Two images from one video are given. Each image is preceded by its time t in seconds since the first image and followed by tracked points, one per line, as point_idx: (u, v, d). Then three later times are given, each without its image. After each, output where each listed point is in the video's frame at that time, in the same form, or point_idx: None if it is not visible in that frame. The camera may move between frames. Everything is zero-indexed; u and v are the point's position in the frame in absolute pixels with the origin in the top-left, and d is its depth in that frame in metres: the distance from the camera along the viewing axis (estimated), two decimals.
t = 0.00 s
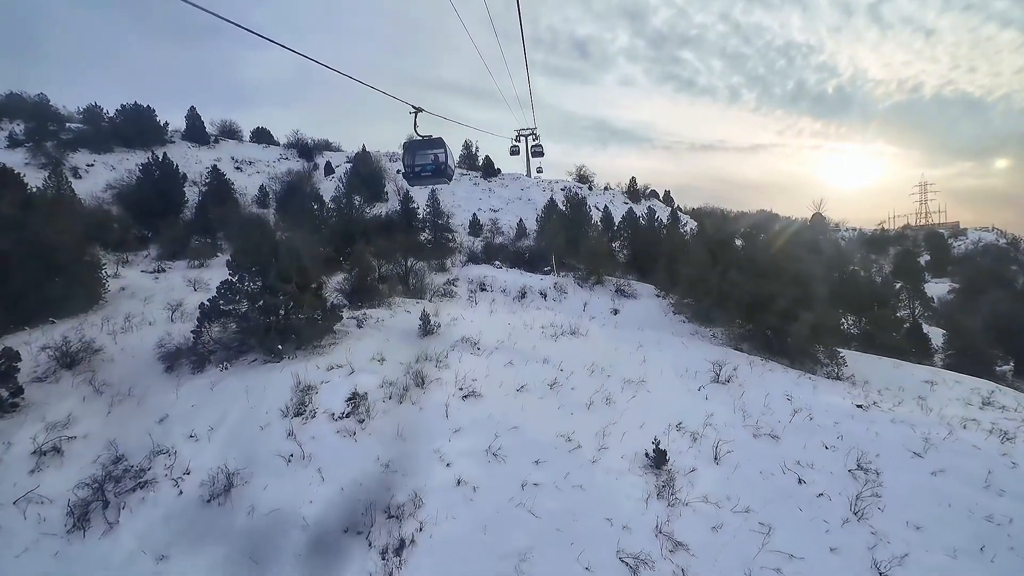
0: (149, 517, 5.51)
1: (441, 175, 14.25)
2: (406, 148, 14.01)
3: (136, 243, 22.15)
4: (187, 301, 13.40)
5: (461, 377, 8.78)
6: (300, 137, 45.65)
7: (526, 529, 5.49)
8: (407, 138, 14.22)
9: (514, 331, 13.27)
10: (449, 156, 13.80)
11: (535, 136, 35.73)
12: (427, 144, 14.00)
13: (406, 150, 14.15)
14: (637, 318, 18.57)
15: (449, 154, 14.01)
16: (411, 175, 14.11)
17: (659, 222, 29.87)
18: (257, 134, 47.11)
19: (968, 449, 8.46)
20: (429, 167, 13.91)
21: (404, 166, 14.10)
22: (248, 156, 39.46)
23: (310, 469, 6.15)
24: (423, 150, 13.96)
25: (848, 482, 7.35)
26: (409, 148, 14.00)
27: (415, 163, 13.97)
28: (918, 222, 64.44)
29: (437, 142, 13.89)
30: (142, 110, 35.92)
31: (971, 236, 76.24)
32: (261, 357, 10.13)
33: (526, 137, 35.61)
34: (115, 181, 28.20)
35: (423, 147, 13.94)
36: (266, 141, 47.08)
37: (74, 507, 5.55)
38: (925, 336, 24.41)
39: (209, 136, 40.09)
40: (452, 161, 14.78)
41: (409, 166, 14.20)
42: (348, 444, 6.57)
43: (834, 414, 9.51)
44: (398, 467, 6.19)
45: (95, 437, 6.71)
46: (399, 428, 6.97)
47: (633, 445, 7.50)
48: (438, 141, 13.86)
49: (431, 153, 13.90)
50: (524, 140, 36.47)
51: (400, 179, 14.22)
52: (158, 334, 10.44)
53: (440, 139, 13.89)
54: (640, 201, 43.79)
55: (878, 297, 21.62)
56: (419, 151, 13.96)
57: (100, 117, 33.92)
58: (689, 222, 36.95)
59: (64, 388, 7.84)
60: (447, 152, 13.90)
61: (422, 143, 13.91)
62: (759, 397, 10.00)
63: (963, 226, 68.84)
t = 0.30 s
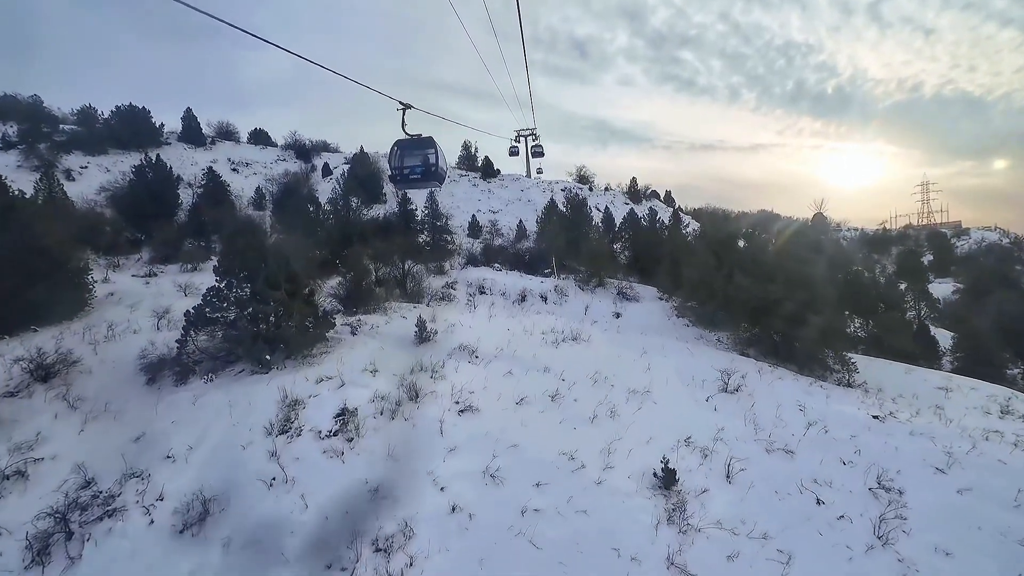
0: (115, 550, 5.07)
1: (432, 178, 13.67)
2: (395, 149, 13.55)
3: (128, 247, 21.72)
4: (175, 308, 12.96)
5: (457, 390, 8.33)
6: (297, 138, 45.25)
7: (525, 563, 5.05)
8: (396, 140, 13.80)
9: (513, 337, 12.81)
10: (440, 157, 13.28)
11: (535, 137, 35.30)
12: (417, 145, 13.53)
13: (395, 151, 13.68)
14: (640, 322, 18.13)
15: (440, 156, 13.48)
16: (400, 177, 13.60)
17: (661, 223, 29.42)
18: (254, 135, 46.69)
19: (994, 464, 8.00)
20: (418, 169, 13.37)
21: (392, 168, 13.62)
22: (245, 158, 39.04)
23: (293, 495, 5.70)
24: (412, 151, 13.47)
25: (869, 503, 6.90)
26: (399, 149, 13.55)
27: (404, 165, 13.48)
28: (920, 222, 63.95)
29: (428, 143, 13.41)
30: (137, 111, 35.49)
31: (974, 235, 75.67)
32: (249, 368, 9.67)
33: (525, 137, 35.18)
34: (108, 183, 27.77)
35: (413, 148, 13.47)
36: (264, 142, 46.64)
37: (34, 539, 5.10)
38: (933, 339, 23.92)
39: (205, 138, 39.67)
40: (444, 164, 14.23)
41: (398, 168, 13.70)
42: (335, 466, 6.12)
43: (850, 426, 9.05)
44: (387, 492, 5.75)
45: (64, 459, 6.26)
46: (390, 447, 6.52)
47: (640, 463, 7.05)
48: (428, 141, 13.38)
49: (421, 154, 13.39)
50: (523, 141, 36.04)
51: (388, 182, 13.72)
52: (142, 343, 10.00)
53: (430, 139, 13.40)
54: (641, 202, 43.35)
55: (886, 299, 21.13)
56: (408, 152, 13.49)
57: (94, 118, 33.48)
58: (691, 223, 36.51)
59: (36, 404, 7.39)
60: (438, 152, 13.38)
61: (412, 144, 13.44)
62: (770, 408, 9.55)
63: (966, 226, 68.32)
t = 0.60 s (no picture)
0: None
1: (419, 179, 13.18)
2: (381, 148, 13.05)
3: (119, 249, 21.27)
4: (161, 312, 12.50)
5: (453, 402, 7.89)
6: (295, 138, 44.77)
7: None
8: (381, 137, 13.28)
9: (512, 343, 12.35)
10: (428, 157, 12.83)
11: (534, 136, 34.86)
12: (404, 144, 13.06)
13: (380, 150, 13.12)
14: (643, 325, 17.68)
15: (427, 156, 13.02)
16: (386, 178, 13.06)
17: (662, 223, 28.97)
18: (251, 134, 46.20)
19: (1021, 481, 7.56)
20: (405, 169, 12.89)
21: (377, 168, 13.07)
22: (241, 157, 38.56)
23: (271, 524, 5.27)
24: (398, 150, 12.97)
25: (892, 525, 6.46)
26: (385, 148, 13.04)
27: (390, 165, 12.95)
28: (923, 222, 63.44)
29: (415, 141, 12.95)
30: (132, 109, 34.99)
31: (977, 235, 75.09)
32: (234, 377, 9.21)
33: (525, 136, 34.75)
34: (101, 184, 27.27)
35: (399, 147, 12.99)
36: (261, 142, 46.16)
37: None
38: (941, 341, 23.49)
39: (201, 137, 39.15)
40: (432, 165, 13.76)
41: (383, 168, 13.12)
42: (319, 490, 5.68)
43: (865, 439, 8.61)
44: (375, 521, 5.34)
45: (27, 482, 5.84)
46: (379, 468, 6.08)
47: (646, 482, 6.62)
48: (416, 140, 12.92)
49: (408, 154, 12.90)
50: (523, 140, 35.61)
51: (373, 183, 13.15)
52: (123, 351, 9.56)
53: (417, 138, 12.95)
54: (642, 202, 42.87)
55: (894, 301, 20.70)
56: (394, 151, 12.98)
57: (88, 117, 32.99)
58: (693, 223, 35.97)
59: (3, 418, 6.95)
60: (427, 153, 12.94)
61: (399, 143, 12.95)
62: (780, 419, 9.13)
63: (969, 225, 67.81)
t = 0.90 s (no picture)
0: None
1: (403, 181, 12.54)
2: (362, 146, 12.39)
3: (110, 249, 20.83)
4: (146, 316, 12.05)
5: (446, 417, 7.44)
6: (293, 136, 44.31)
7: None
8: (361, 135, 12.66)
9: (510, 350, 11.88)
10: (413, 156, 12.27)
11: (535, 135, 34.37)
12: (387, 143, 12.41)
13: (361, 149, 12.45)
14: (644, 330, 17.25)
15: (412, 155, 12.45)
16: (367, 179, 12.43)
17: (664, 225, 28.50)
18: (249, 133, 45.74)
19: None
20: (387, 169, 12.28)
21: (357, 169, 12.43)
22: (237, 156, 38.09)
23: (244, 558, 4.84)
24: (380, 149, 12.37)
25: (916, 554, 6.02)
26: (365, 147, 12.42)
27: (371, 165, 12.33)
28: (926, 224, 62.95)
29: (399, 139, 12.41)
30: (127, 107, 34.53)
31: (980, 237, 74.57)
32: (216, 388, 8.75)
33: (525, 136, 34.25)
34: (93, 182, 26.80)
35: (381, 146, 12.39)
36: (259, 140, 45.70)
37: None
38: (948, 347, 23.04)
39: (197, 136, 38.65)
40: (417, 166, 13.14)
41: (364, 169, 12.44)
42: (298, 517, 5.25)
43: (881, 456, 8.18)
44: (357, 554, 4.89)
45: None
46: (363, 493, 5.63)
47: (652, 506, 6.19)
48: (401, 139, 12.33)
49: (391, 152, 12.29)
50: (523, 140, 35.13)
51: (352, 186, 12.48)
52: (101, 358, 9.11)
53: (401, 136, 12.39)
54: (643, 203, 42.38)
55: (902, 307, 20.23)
56: (375, 151, 12.37)
57: (81, 114, 32.53)
58: (695, 224, 35.52)
59: None
60: (411, 152, 12.38)
61: (381, 141, 12.36)
62: (791, 434, 8.68)
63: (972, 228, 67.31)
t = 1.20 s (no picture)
0: None
1: (382, 184, 12.24)
2: (340, 144, 11.88)
3: (99, 248, 20.35)
4: (128, 320, 11.57)
5: (438, 434, 6.99)
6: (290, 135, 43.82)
7: None
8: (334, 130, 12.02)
9: (507, 357, 11.42)
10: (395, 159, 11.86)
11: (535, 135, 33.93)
12: (366, 141, 11.89)
13: (338, 147, 11.94)
14: (646, 335, 16.82)
15: (392, 156, 12.05)
16: (344, 181, 12.08)
17: (665, 227, 28.07)
18: (246, 131, 45.25)
19: None
20: (364, 172, 11.95)
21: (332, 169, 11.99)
22: (233, 154, 37.59)
23: None
24: (357, 148, 11.90)
25: None
26: (340, 145, 11.90)
27: (347, 166, 11.94)
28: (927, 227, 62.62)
29: (378, 135, 11.85)
30: (121, 103, 34.01)
31: (981, 241, 74.26)
32: (195, 399, 8.28)
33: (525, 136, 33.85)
34: (84, 180, 26.28)
35: (358, 144, 11.87)
36: (256, 138, 45.20)
37: None
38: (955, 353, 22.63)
39: (192, 134, 38.14)
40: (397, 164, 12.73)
41: (341, 168, 12.04)
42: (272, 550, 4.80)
43: (899, 476, 7.74)
44: None
45: None
46: (345, 522, 5.18)
47: (658, 534, 5.73)
48: (380, 139, 11.82)
49: (369, 152, 11.89)
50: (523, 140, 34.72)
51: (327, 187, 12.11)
52: (74, 367, 8.65)
53: (382, 133, 11.85)
54: (644, 204, 41.96)
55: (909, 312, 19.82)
56: (351, 149, 11.91)
57: (74, 111, 32.01)
58: (696, 226, 35.12)
59: None
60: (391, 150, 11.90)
61: (359, 139, 11.84)
62: (803, 451, 8.24)
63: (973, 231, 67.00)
